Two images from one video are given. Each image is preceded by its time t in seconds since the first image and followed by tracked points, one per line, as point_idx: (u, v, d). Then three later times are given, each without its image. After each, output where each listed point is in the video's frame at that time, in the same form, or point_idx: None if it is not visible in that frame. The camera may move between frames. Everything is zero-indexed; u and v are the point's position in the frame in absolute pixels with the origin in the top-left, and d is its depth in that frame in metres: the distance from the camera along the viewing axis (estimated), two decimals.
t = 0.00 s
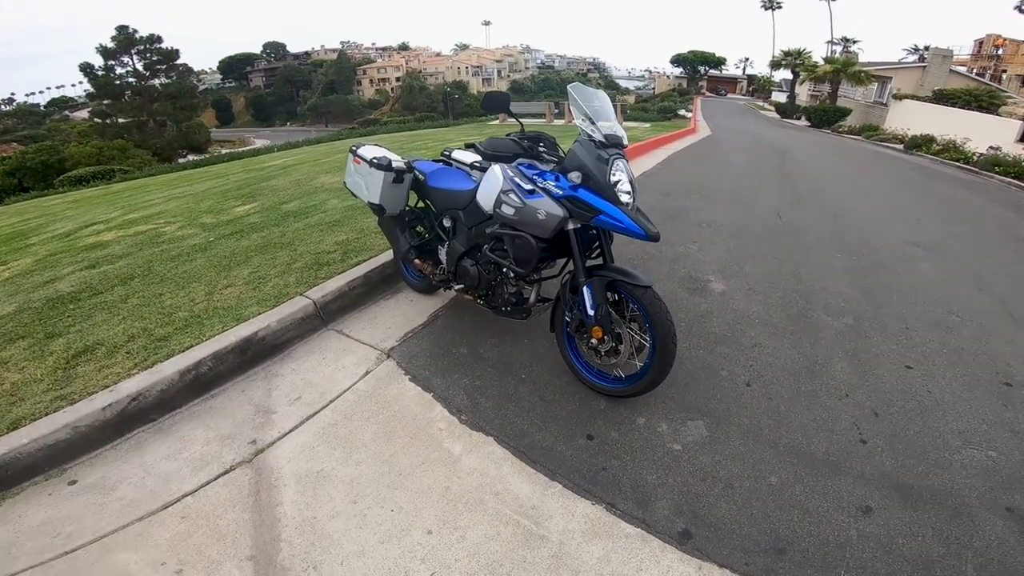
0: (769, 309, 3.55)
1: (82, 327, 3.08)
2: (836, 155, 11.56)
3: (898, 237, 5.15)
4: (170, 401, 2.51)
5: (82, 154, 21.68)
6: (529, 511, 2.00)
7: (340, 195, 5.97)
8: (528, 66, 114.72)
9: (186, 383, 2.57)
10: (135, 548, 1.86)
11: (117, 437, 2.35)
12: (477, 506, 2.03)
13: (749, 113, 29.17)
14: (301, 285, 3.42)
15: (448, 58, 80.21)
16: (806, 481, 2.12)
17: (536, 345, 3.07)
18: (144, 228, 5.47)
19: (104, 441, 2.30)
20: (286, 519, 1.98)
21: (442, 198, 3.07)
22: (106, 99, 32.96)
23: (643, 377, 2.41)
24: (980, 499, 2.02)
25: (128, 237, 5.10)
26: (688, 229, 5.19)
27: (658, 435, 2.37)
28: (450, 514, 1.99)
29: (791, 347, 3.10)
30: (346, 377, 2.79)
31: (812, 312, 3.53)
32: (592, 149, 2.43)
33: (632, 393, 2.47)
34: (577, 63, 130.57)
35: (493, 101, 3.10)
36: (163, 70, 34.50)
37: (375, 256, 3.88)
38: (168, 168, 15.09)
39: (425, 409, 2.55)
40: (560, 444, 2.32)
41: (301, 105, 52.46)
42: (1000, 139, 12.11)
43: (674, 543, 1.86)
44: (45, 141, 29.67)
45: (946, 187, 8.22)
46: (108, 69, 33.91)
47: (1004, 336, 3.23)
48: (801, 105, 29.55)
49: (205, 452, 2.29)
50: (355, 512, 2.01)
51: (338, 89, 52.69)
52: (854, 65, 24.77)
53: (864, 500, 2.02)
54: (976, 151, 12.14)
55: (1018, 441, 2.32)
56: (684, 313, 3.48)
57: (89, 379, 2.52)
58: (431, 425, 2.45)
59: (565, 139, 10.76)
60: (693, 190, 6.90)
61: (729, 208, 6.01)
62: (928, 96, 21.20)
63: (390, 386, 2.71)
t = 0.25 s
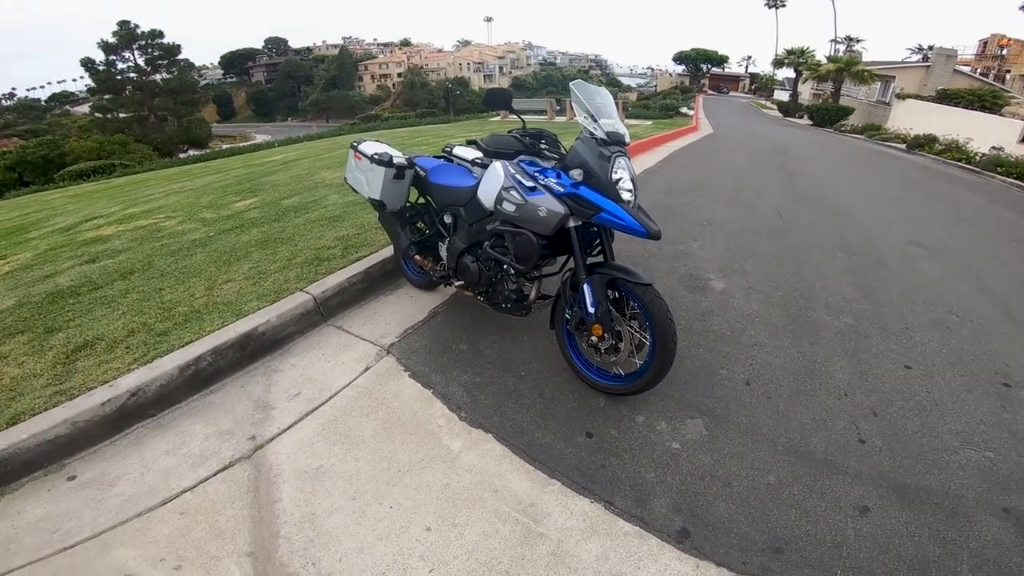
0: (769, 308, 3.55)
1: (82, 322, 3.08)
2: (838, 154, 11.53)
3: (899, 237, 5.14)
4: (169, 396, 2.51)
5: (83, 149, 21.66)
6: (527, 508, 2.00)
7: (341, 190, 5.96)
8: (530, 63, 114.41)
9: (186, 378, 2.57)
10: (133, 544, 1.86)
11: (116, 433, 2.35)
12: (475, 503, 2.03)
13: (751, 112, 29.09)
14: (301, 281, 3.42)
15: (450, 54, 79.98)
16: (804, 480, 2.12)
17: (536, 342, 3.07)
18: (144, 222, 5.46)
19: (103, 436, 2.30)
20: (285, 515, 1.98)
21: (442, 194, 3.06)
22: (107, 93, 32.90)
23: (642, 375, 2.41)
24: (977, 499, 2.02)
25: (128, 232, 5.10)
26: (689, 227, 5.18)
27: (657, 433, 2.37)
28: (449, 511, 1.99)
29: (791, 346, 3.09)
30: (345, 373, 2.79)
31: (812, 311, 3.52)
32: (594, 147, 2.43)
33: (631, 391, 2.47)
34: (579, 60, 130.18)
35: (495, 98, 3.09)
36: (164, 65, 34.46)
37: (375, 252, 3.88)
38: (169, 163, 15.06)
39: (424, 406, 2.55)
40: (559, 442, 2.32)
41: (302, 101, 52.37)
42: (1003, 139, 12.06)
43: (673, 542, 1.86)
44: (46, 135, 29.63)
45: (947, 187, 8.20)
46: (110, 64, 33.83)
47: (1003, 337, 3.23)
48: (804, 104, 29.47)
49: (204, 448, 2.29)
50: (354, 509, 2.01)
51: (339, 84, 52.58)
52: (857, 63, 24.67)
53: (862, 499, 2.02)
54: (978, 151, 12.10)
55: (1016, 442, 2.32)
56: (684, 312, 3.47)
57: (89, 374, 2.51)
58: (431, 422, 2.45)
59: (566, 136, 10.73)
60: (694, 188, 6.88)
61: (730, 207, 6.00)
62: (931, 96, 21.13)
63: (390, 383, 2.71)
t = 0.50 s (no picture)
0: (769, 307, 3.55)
1: (83, 315, 3.09)
2: (841, 154, 11.50)
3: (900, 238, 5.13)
4: (170, 390, 2.52)
5: (86, 143, 21.69)
6: (527, 505, 2.01)
7: (342, 186, 5.95)
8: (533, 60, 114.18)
9: (186, 373, 2.57)
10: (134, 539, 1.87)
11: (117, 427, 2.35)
12: (475, 499, 2.04)
13: (754, 111, 29.02)
14: (303, 276, 3.42)
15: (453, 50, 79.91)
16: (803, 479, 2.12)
17: (536, 340, 3.07)
18: (146, 217, 5.46)
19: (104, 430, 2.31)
20: (285, 510, 1.99)
21: (445, 191, 3.06)
22: (110, 88, 32.89)
23: (643, 373, 2.41)
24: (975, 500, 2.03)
25: (129, 226, 5.10)
26: (691, 226, 5.18)
27: (656, 431, 2.37)
28: (448, 507, 2.00)
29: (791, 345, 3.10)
30: (346, 369, 2.79)
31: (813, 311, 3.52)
32: (597, 144, 2.42)
33: (631, 389, 2.47)
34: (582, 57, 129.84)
35: (498, 95, 3.09)
36: (167, 60, 34.47)
37: (377, 247, 3.88)
38: (171, 157, 15.05)
39: (424, 402, 2.56)
40: (559, 439, 2.33)
41: (304, 97, 52.31)
42: (1006, 141, 12.03)
43: (671, 540, 1.87)
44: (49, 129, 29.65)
45: (950, 188, 8.18)
46: (112, 58, 33.79)
47: (1003, 338, 3.23)
48: (807, 104, 29.39)
49: (204, 442, 2.29)
50: (354, 504, 2.01)
51: (342, 81, 52.53)
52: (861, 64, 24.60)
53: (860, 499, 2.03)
54: (981, 153, 12.08)
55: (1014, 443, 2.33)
56: (685, 310, 3.47)
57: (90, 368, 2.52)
58: (431, 418, 2.46)
59: (569, 134, 10.72)
60: (697, 187, 6.88)
61: (732, 206, 5.99)
62: (935, 97, 21.07)
63: (390, 379, 2.72)
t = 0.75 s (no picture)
0: (773, 309, 3.53)
1: (85, 308, 3.08)
2: (846, 157, 11.45)
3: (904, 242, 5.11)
4: (170, 385, 2.51)
5: (90, 137, 21.73)
6: (527, 505, 2.00)
7: (345, 182, 5.94)
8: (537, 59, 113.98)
9: (187, 367, 2.57)
10: (132, 534, 1.86)
11: (116, 421, 2.35)
12: (475, 498, 2.03)
13: (759, 113, 28.93)
14: (304, 271, 3.41)
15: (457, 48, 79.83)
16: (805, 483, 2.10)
17: (538, 338, 3.06)
18: (149, 210, 5.45)
19: (104, 424, 2.30)
20: (284, 507, 1.98)
21: (449, 188, 3.05)
22: (115, 82, 32.92)
23: (646, 374, 2.40)
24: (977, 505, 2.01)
25: (132, 219, 5.09)
26: (695, 227, 5.16)
27: (657, 432, 2.36)
28: (448, 505, 1.99)
29: (794, 348, 3.08)
30: (347, 365, 2.78)
31: (816, 313, 3.50)
32: (604, 143, 2.41)
33: (633, 389, 2.46)
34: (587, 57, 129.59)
35: (504, 93, 3.07)
36: (171, 55, 34.47)
37: (379, 244, 3.87)
38: (175, 152, 15.05)
39: (425, 399, 2.55)
40: (560, 438, 2.32)
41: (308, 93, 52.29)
42: (1012, 146, 11.96)
43: (671, 541, 1.86)
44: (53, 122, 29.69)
45: (955, 192, 8.14)
46: (117, 52, 33.79)
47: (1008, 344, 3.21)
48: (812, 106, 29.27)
49: (204, 437, 2.29)
50: (353, 502, 2.01)
51: (346, 77, 52.50)
52: (867, 66, 24.48)
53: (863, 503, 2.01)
54: (987, 157, 12.01)
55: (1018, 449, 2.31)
56: (688, 311, 3.46)
57: (90, 361, 2.51)
58: (432, 416, 2.45)
59: (573, 133, 10.69)
60: (700, 188, 6.85)
61: (736, 207, 5.97)
62: (941, 101, 20.96)
63: (391, 376, 2.71)
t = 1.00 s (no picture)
0: (777, 310, 3.52)
1: (89, 303, 3.09)
2: (851, 158, 11.39)
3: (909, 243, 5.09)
4: (174, 380, 2.52)
5: (96, 132, 21.81)
6: (528, 503, 2.00)
7: (349, 178, 5.94)
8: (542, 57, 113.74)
9: (190, 363, 2.57)
10: (133, 530, 1.87)
11: (119, 415, 2.36)
12: (476, 496, 2.03)
13: (764, 113, 28.80)
14: (308, 267, 3.41)
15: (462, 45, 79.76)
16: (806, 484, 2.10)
17: (541, 336, 3.06)
18: (153, 205, 5.47)
19: (107, 419, 2.31)
20: (286, 503, 1.99)
21: (454, 185, 3.05)
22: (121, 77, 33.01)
23: (648, 373, 2.39)
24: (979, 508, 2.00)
25: (137, 214, 5.10)
26: (699, 227, 5.15)
27: (659, 432, 2.35)
28: (449, 503, 1.99)
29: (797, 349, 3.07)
30: (350, 361, 2.79)
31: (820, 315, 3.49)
32: (609, 142, 2.40)
33: (635, 389, 2.45)
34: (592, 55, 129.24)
35: (510, 91, 3.07)
36: (177, 50, 34.55)
37: (383, 240, 3.87)
38: (180, 147, 15.06)
39: (427, 397, 2.55)
40: (561, 437, 2.32)
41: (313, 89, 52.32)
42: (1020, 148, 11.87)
43: (671, 541, 1.85)
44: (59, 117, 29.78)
45: (960, 194, 8.10)
46: (123, 47, 33.88)
47: (1013, 348, 3.19)
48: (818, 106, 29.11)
49: (206, 433, 2.29)
50: (354, 498, 2.01)
51: (351, 74, 52.49)
52: (874, 67, 24.34)
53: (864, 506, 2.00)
54: (994, 159, 11.92)
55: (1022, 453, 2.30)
56: (690, 310, 3.45)
57: (94, 355, 2.52)
58: (434, 413, 2.45)
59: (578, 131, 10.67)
60: (705, 188, 6.83)
61: (740, 208, 5.95)
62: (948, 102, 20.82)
63: (394, 373, 2.71)
